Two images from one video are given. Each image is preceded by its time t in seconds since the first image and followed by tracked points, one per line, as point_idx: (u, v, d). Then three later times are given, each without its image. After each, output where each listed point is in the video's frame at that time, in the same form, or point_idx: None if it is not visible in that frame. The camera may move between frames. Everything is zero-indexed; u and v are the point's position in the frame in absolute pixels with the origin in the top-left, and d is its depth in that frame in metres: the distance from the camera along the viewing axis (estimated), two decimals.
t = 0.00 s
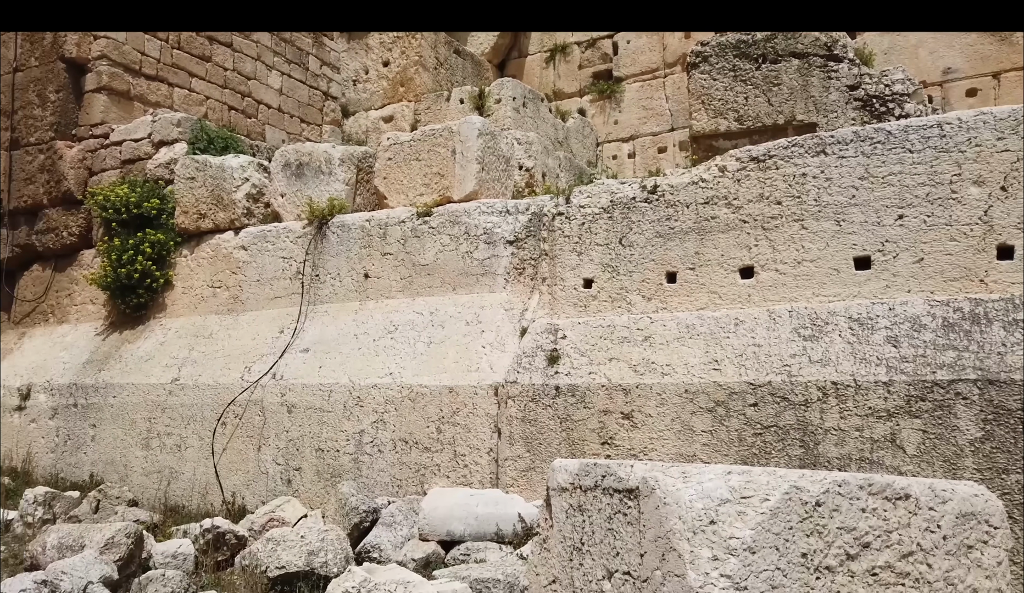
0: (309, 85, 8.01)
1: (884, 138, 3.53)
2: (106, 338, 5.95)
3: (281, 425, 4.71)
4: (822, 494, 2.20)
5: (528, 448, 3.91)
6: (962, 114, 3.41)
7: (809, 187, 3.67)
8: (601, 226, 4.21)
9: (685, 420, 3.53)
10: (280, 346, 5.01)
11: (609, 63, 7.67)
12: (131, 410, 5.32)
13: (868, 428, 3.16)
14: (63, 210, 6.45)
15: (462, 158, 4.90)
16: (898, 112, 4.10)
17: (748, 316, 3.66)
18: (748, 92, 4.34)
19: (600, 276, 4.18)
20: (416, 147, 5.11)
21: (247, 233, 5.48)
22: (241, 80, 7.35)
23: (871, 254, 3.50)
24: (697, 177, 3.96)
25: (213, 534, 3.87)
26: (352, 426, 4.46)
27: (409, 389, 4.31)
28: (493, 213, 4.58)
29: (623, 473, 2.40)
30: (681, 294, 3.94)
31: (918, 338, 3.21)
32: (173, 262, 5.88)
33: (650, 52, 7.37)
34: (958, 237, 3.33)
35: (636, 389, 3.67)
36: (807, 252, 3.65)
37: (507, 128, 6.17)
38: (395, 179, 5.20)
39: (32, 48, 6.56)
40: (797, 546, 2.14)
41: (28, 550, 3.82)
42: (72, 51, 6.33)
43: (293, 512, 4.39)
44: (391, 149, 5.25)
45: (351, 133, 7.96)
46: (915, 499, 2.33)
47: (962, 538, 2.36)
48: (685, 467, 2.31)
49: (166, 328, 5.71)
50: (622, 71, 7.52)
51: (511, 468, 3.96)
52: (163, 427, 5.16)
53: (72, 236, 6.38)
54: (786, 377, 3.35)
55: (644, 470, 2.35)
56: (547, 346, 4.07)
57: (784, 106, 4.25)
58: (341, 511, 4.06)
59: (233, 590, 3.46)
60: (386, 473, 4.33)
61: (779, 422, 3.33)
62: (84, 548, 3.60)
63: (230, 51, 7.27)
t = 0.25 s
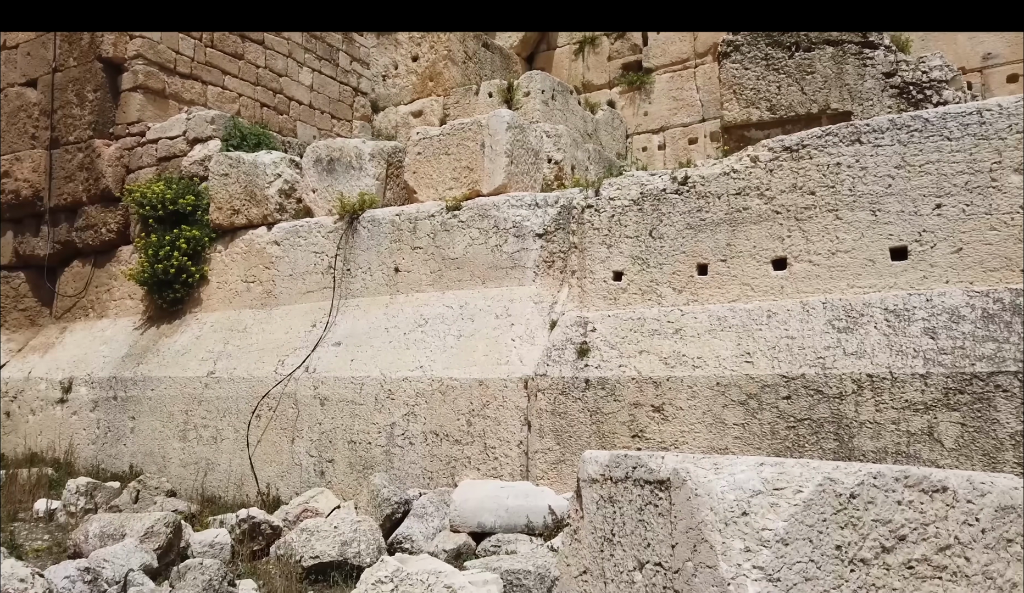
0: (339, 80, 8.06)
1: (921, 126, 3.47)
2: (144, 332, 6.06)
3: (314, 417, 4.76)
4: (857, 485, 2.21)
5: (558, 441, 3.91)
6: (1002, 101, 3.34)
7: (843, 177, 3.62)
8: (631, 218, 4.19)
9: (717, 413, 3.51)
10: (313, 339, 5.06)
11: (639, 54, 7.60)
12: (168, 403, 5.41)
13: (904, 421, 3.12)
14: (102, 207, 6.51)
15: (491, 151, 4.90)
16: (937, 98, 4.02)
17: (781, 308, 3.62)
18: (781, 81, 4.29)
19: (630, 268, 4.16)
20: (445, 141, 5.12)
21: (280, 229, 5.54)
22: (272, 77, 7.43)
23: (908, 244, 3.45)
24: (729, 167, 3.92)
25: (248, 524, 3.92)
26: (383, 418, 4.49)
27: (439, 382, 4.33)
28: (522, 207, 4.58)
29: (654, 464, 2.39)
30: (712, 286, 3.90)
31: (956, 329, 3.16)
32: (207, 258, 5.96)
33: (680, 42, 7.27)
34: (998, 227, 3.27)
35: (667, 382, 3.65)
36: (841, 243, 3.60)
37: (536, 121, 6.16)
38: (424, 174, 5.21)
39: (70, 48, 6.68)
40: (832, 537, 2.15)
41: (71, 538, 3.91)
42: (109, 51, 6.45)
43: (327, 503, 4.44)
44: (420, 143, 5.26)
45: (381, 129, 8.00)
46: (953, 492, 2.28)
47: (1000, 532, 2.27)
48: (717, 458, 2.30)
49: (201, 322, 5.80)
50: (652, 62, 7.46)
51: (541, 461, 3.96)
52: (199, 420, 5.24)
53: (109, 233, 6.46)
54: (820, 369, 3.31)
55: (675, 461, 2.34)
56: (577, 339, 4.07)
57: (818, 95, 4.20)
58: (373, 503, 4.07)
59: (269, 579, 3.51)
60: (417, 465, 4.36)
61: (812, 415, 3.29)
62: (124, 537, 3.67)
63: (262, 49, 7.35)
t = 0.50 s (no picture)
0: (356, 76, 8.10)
1: (942, 117, 3.43)
2: (165, 328, 6.11)
3: (333, 412, 4.79)
4: (878, 480, 2.21)
5: (576, 436, 3.91)
6: None
7: (863, 169, 3.59)
8: (649, 213, 4.18)
9: (736, 407, 3.49)
10: (332, 335, 5.08)
11: (654, 47, 7.57)
12: (189, 398, 5.46)
13: (926, 416, 3.09)
14: (123, 203, 6.57)
15: (508, 146, 4.90)
16: (959, 90, 3.96)
17: (800, 302, 3.60)
18: (800, 73, 4.26)
19: (648, 262, 4.15)
20: (462, 136, 5.12)
21: (298, 225, 5.57)
22: (289, 73, 7.46)
23: (929, 237, 3.41)
24: (747, 161, 3.90)
25: (269, 517, 3.95)
26: (402, 413, 4.51)
27: (456, 377, 4.34)
28: (539, 202, 4.58)
29: (673, 458, 2.39)
30: (731, 280, 3.88)
31: (978, 323, 3.13)
32: (227, 254, 5.99)
33: (697, 35, 7.21)
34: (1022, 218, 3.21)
35: (685, 377, 3.65)
36: (862, 236, 3.57)
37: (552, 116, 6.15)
38: (441, 169, 5.22)
39: (90, 46, 6.74)
40: (853, 532, 2.15)
41: (96, 531, 3.95)
42: (128, 49, 6.49)
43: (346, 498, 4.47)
44: (436, 139, 5.26)
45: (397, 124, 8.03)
46: (976, 487, 2.23)
47: None
48: (737, 452, 2.31)
49: (221, 317, 5.85)
50: (668, 55, 7.39)
51: (559, 456, 3.96)
52: (220, 414, 5.29)
53: (131, 229, 6.53)
54: (840, 364, 3.29)
55: (695, 455, 2.34)
56: (594, 334, 4.07)
57: (837, 87, 4.17)
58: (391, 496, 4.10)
59: (290, 572, 3.53)
60: (435, 459, 4.38)
61: (832, 410, 3.27)
62: (148, 530, 3.71)
63: (278, 45, 7.38)
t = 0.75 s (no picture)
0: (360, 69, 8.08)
1: (951, 108, 3.41)
2: (171, 321, 6.12)
3: (339, 405, 4.79)
4: (888, 473, 2.20)
5: (582, 429, 3.90)
6: None
7: (871, 161, 3.56)
8: (654, 205, 4.16)
9: (742, 400, 3.49)
10: (337, 328, 5.08)
11: (659, 38, 7.53)
12: (196, 390, 5.47)
13: (934, 409, 3.07)
14: (128, 196, 6.57)
15: (513, 138, 4.88)
16: (967, 80, 3.95)
17: (807, 295, 3.58)
18: (807, 64, 4.21)
19: (654, 255, 4.13)
20: (466, 129, 5.10)
21: (303, 218, 5.57)
22: (293, 66, 7.44)
23: (937, 229, 3.39)
24: (754, 153, 3.88)
25: (276, 510, 3.97)
26: (407, 405, 4.51)
27: (462, 370, 4.34)
28: (543, 194, 4.56)
29: (681, 451, 2.38)
30: (737, 272, 3.86)
31: (986, 316, 3.11)
32: (232, 247, 6.00)
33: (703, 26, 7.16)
34: None
35: (691, 370, 3.63)
36: (869, 228, 3.55)
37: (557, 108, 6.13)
38: (446, 162, 5.21)
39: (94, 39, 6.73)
40: (862, 525, 2.14)
41: (104, 523, 3.97)
42: (133, 42, 6.51)
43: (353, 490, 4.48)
44: (442, 131, 5.25)
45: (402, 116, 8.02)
46: (987, 480, 2.22)
47: None
48: (745, 445, 2.29)
49: (227, 310, 5.85)
50: (674, 46, 7.34)
51: (564, 449, 3.96)
52: (226, 407, 5.30)
53: (136, 222, 6.53)
54: (847, 357, 3.28)
55: (703, 448, 2.33)
56: (600, 326, 4.06)
57: (844, 79, 4.14)
58: (398, 489, 4.12)
59: (297, 564, 3.54)
60: (441, 452, 4.38)
61: (840, 402, 3.26)
62: (156, 522, 3.72)
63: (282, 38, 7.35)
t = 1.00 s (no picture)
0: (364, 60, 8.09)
1: (960, 98, 3.37)
2: (175, 313, 6.12)
3: (342, 397, 4.79)
4: (898, 464, 2.20)
5: (586, 421, 3.90)
6: None
7: (878, 152, 3.54)
8: (659, 197, 4.15)
9: (747, 392, 3.48)
10: (341, 320, 5.07)
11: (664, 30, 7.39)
12: (200, 382, 5.47)
13: (940, 401, 3.06)
14: (132, 188, 6.56)
15: (517, 130, 4.86)
16: (974, 72, 3.85)
17: (813, 287, 3.56)
18: (813, 55, 4.21)
19: (659, 247, 4.12)
20: (470, 120, 5.08)
21: (306, 210, 5.55)
22: (296, 58, 7.42)
23: (945, 221, 3.37)
24: (759, 144, 3.86)
25: (281, 502, 3.97)
26: (412, 398, 4.50)
27: (465, 362, 4.33)
28: (547, 186, 4.54)
29: (689, 442, 2.38)
30: (742, 264, 3.85)
31: (994, 308, 3.08)
32: (235, 239, 5.99)
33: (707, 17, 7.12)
34: None
35: (696, 362, 3.62)
36: (876, 220, 3.53)
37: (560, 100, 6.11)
38: (449, 154, 5.20)
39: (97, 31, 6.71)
40: (873, 517, 2.14)
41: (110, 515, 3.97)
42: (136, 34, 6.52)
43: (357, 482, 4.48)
44: (446, 123, 5.23)
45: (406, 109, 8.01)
46: (998, 472, 2.19)
47: None
48: (755, 437, 2.30)
49: (231, 303, 5.85)
50: (678, 38, 7.25)
51: (568, 441, 3.96)
52: (230, 399, 5.30)
53: (139, 215, 6.53)
54: (853, 349, 3.27)
55: (712, 440, 2.33)
56: (604, 319, 4.05)
57: (851, 70, 4.13)
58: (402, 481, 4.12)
59: (302, 555, 3.55)
60: (445, 444, 4.38)
61: (845, 394, 3.25)
62: (161, 513, 3.73)
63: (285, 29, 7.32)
